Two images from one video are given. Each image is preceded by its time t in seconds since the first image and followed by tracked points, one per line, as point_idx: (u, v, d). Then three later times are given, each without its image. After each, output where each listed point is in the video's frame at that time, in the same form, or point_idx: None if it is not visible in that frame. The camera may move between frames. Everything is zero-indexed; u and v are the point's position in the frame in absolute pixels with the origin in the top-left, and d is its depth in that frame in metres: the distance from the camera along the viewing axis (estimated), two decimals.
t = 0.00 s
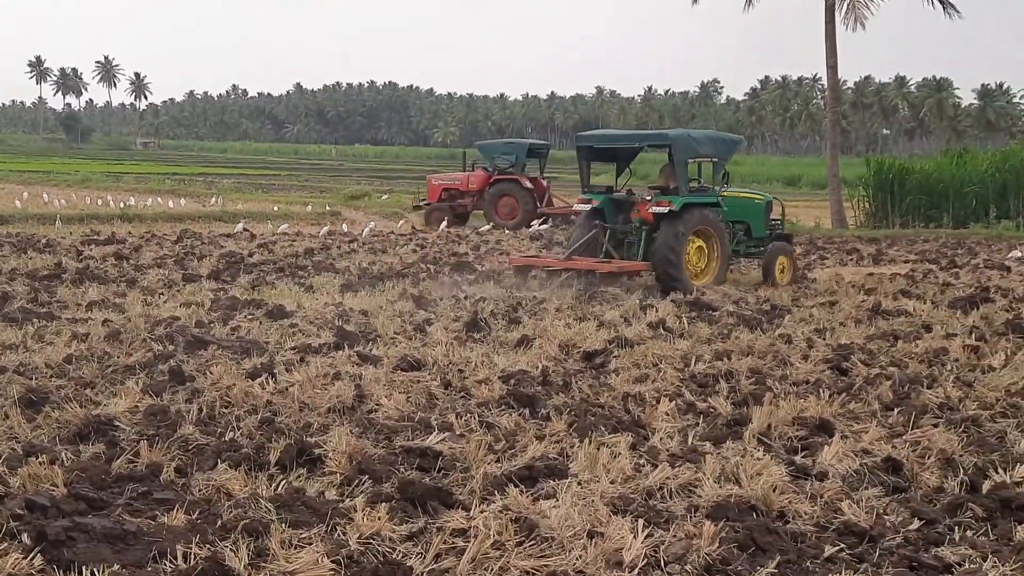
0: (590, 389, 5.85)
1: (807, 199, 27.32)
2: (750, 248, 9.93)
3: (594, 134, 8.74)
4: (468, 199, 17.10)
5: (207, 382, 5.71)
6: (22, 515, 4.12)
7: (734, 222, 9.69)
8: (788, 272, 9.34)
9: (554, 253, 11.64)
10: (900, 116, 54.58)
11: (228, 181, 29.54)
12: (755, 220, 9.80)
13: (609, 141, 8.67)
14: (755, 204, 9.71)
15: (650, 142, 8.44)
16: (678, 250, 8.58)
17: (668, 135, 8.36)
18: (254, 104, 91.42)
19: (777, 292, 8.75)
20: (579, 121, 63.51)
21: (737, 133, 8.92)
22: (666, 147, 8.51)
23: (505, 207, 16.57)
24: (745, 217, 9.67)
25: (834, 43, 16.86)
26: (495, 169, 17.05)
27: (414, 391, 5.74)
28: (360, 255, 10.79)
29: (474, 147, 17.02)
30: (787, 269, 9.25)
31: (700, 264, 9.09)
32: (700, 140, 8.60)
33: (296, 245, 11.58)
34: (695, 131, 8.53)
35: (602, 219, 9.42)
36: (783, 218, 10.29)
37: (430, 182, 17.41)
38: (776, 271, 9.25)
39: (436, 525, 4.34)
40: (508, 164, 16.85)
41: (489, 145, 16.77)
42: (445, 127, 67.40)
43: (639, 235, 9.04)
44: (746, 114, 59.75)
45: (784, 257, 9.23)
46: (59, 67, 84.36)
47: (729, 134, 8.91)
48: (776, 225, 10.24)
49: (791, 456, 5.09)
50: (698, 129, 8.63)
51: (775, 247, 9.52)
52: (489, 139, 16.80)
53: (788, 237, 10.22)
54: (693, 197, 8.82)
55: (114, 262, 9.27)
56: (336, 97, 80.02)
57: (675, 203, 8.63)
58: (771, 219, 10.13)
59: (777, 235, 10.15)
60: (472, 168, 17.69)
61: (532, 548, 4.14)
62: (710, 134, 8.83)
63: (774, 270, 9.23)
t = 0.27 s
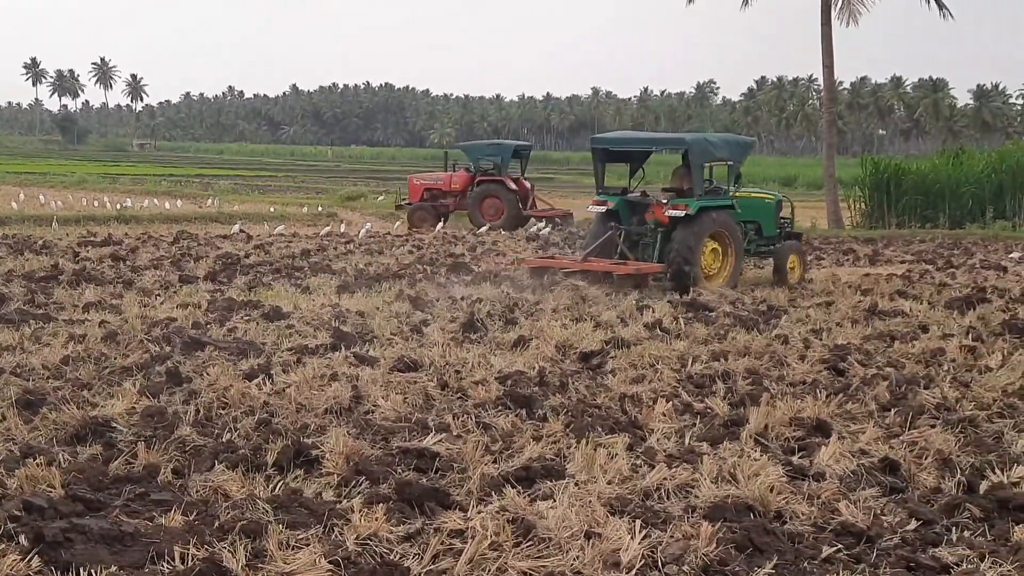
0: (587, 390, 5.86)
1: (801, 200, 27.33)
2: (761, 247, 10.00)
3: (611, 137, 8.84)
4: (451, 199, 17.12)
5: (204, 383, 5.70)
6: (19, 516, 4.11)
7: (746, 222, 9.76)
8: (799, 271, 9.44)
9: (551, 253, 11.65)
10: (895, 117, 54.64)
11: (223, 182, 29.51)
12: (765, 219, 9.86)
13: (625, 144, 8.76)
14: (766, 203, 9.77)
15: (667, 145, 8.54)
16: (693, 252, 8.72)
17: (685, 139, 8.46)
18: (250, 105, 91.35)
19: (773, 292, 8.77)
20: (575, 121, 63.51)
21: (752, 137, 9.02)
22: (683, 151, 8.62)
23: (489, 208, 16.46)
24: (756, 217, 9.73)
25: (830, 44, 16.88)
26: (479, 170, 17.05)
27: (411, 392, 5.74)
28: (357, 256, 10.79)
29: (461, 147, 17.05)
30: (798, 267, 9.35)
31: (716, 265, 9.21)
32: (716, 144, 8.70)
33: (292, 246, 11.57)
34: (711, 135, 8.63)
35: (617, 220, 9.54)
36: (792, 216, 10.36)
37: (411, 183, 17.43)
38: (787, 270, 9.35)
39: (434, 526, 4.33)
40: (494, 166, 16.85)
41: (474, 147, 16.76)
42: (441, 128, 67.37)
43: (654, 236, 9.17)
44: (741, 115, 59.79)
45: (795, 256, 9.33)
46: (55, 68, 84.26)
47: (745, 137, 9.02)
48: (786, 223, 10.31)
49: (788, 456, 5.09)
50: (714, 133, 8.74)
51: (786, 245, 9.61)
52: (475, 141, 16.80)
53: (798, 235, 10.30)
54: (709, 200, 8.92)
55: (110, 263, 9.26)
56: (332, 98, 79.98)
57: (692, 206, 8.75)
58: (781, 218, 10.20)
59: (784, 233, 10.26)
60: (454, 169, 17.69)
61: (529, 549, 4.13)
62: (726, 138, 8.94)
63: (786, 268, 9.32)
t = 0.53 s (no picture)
0: (587, 392, 5.86)
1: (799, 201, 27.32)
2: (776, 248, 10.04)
3: (628, 138, 8.90)
4: (439, 199, 17.03)
5: (204, 384, 5.70)
6: (20, 518, 4.10)
7: (761, 224, 9.80)
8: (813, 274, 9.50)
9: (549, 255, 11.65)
10: (892, 118, 54.67)
11: (221, 184, 29.48)
12: (780, 221, 9.90)
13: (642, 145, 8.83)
14: (781, 205, 9.81)
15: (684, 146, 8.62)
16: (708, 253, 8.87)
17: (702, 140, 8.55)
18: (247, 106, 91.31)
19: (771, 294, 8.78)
20: (572, 122, 63.51)
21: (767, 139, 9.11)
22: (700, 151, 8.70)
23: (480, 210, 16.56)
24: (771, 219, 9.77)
25: (829, 45, 16.89)
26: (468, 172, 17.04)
27: (411, 394, 5.74)
28: (355, 258, 10.79)
29: (453, 149, 17.15)
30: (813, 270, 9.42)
31: (732, 265, 9.30)
32: (732, 145, 8.79)
33: (290, 247, 11.56)
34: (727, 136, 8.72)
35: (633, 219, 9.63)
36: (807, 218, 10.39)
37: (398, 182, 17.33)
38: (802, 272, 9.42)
39: (435, 528, 4.33)
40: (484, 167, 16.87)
41: (467, 148, 16.86)
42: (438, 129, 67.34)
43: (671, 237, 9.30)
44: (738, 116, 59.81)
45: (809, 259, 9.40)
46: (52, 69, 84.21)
47: (760, 139, 9.10)
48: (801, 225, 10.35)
49: (789, 458, 5.10)
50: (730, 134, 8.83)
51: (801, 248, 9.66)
52: (468, 142, 16.88)
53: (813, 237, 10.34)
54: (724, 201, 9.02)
55: (110, 265, 9.25)
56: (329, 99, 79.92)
57: (708, 207, 8.88)
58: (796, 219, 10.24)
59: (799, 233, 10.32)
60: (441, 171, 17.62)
61: (530, 551, 4.13)
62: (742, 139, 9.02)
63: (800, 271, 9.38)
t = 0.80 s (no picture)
0: (585, 394, 5.86)
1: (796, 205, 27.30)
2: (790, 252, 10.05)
3: (642, 139, 8.96)
4: (427, 202, 17.10)
5: (203, 387, 5.70)
6: (21, 520, 4.10)
7: (775, 228, 9.80)
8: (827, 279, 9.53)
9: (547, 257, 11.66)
10: (891, 121, 54.64)
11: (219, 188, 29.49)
12: (796, 225, 9.90)
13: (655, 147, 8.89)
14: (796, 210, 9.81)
15: (697, 147, 8.67)
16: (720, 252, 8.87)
17: (715, 141, 8.60)
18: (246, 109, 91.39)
19: (770, 297, 8.78)
20: (571, 125, 63.53)
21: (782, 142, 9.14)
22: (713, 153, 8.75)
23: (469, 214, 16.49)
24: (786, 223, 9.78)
25: (827, 48, 16.90)
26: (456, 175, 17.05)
27: (410, 397, 5.74)
28: (353, 261, 10.79)
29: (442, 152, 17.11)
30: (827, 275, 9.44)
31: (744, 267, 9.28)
32: (746, 147, 8.83)
33: (287, 250, 11.57)
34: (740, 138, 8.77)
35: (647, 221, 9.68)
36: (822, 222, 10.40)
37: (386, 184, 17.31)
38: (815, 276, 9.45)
39: (434, 530, 4.32)
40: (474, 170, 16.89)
41: (457, 151, 16.85)
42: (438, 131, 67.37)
43: (684, 238, 9.32)
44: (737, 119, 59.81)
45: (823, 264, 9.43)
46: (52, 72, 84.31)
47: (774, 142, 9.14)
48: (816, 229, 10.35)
49: (788, 460, 5.09)
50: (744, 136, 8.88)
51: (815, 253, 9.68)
52: (458, 145, 16.87)
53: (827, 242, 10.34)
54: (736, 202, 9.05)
55: (109, 268, 9.26)
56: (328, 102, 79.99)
57: (721, 207, 8.91)
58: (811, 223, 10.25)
59: (812, 238, 10.33)
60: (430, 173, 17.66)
61: (530, 553, 4.13)
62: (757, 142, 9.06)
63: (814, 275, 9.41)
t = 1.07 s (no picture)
0: (584, 395, 5.85)
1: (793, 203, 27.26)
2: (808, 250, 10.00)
3: (658, 139, 8.95)
4: (411, 202, 17.03)
5: (202, 387, 5.70)
6: (21, 520, 4.10)
7: (792, 226, 9.75)
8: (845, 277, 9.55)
9: (546, 256, 11.64)
10: (892, 120, 54.51)
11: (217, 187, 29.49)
12: (813, 223, 9.84)
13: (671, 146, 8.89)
14: (814, 208, 9.74)
15: (713, 146, 8.68)
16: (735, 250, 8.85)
17: (731, 140, 8.62)
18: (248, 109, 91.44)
19: (770, 296, 8.76)
20: (572, 123, 63.45)
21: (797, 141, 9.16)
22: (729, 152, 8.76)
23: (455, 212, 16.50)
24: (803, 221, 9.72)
25: (827, 46, 16.86)
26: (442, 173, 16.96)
27: (408, 397, 5.73)
28: (352, 260, 10.78)
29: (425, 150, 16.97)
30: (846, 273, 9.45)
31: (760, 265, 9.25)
32: (762, 146, 8.85)
33: (286, 250, 11.56)
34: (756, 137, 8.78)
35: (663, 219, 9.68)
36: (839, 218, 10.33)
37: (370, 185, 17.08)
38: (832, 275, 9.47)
39: (432, 530, 4.31)
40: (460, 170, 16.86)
41: (442, 149, 16.76)
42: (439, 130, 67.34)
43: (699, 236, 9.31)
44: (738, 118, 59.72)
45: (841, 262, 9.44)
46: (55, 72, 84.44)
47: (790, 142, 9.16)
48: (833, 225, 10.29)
49: (789, 461, 5.07)
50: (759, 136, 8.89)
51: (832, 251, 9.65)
52: (443, 143, 16.78)
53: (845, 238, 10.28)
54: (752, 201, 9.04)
55: (108, 267, 9.26)
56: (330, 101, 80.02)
57: (736, 206, 8.90)
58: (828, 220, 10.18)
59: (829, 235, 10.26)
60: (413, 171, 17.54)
61: (529, 554, 4.12)
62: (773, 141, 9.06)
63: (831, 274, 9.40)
